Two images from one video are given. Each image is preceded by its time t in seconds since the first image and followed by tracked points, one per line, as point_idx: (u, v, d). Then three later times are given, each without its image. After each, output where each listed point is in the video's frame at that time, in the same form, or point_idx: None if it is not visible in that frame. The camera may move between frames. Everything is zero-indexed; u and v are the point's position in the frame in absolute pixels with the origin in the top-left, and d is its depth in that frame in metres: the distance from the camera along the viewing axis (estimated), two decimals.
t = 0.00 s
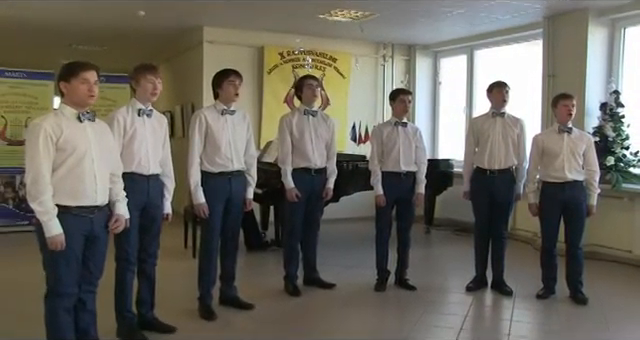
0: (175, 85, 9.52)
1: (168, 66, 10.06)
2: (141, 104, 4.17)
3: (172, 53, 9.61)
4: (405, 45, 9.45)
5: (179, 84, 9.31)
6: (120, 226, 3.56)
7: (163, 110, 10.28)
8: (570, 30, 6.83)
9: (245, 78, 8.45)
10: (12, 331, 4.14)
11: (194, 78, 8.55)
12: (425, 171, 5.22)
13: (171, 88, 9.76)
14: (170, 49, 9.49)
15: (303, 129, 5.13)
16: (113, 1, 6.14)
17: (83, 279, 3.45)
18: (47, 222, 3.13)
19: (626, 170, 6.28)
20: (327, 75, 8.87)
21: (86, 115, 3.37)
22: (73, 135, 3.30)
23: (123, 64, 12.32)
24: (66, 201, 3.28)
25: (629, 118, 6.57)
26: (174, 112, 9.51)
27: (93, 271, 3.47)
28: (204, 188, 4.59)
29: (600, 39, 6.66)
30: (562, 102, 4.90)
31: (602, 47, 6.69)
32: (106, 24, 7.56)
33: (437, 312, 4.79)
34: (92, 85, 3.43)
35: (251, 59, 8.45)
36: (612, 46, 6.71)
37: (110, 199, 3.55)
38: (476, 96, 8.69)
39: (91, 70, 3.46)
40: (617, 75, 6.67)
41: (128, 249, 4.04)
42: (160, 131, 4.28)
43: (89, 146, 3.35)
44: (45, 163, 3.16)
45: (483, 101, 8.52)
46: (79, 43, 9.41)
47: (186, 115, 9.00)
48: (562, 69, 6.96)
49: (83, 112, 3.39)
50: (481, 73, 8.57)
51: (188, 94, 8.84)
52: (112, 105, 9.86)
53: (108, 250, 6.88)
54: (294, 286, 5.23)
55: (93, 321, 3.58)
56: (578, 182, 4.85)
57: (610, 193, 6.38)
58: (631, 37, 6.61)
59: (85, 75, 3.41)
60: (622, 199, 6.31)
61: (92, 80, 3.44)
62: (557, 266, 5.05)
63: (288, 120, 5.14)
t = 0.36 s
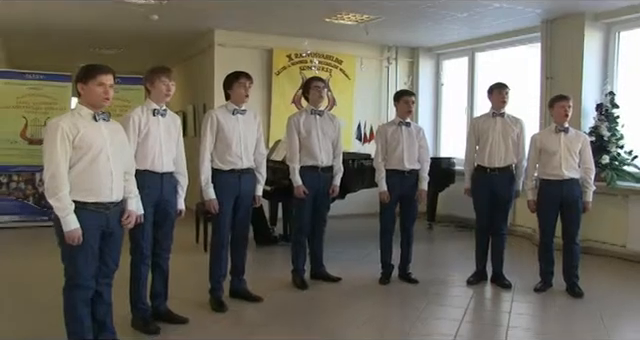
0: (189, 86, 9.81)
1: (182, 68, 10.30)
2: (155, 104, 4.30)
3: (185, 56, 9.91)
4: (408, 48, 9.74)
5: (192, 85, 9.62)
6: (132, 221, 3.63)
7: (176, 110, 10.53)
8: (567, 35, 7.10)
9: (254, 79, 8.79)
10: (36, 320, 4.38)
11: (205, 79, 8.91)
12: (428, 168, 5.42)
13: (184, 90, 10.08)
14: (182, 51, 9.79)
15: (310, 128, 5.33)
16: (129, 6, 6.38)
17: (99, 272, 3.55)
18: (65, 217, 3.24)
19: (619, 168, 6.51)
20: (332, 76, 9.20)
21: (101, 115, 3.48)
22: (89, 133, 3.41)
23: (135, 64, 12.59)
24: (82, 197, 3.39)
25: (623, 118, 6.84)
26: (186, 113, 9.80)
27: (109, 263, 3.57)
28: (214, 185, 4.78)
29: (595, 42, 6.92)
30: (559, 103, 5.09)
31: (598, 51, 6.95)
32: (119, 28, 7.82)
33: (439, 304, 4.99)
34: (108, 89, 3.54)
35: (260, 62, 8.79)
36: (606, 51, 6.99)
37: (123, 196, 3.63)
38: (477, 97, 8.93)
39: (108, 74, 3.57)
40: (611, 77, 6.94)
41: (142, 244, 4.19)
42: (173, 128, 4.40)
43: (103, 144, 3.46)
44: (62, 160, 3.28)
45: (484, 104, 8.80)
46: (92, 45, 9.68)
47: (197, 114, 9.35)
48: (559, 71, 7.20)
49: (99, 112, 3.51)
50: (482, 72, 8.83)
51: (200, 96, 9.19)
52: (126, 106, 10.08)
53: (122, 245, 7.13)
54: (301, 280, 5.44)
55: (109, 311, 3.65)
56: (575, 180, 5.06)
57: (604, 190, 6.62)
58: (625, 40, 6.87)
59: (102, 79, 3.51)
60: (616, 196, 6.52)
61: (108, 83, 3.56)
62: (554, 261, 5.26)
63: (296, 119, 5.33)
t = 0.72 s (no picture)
0: (196, 85, 10.07)
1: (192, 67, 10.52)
2: (165, 103, 4.44)
3: (192, 56, 10.16)
4: (408, 48, 9.97)
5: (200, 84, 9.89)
6: (144, 216, 3.78)
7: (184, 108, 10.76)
8: (561, 37, 7.34)
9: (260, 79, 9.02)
10: (55, 308, 4.61)
11: (213, 80, 9.18)
12: (427, 165, 5.66)
13: (193, 90, 10.40)
14: (190, 51, 10.08)
15: (314, 126, 5.55)
16: (139, 9, 6.61)
17: (112, 264, 3.72)
18: (79, 211, 3.34)
19: (610, 165, 6.73)
20: (335, 76, 9.42)
21: (113, 114, 3.59)
22: (101, 131, 3.52)
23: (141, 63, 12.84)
24: (95, 192, 3.50)
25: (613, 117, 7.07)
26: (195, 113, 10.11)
27: (121, 256, 3.73)
28: (222, 180, 4.99)
29: (588, 44, 7.18)
30: (553, 102, 5.30)
31: (589, 52, 7.20)
32: (128, 29, 8.03)
33: (438, 295, 5.21)
34: (120, 88, 3.62)
35: (265, 62, 9.02)
36: (598, 52, 7.23)
37: (135, 190, 3.76)
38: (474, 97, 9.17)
39: (119, 73, 3.64)
40: (603, 78, 7.18)
41: (152, 236, 4.35)
42: (183, 127, 4.56)
43: (115, 142, 3.57)
44: (75, 156, 3.38)
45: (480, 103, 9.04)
46: (100, 45, 9.91)
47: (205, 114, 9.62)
48: (553, 71, 7.47)
49: (110, 110, 3.61)
50: (480, 72, 9.06)
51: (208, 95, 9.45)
52: (137, 105, 10.30)
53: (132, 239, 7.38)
54: (305, 272, 5.67)
55: (121, 300, 3.88)
56: (567, 175, 5.27)
57: (597, 186, 6.85)
58: (615, 42, 7.12)
59: (114, 79, 3.60)
60: (608, 191, 6.75)
61: (120, 83, 3.63)
62: (548, 254, 5.48)
63: (299, 117, 5.56)
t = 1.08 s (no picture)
0: (200, 84, 10.32)
1: (196, 66, 10.75)
2: (171, 102, 4.65)
3: (197, 56, 10.41)
4: (405, 50, 10.20)
5: (204, 84, 10.14)
6: (149, 210, 3.96)
7: (188, 106, 11.00)
8: (552, 40, 7.58)
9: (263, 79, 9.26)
10: (69, 298, 4.85)
11: (216, 80, 9.44)
12: (423, 162, 5.89)
13: (197, 89, 10.66)
14: (193, 51, 10.34)
15: (314, 125, 5.77)
16: (146, 12, 6.84)
17: (121, 256, 3.95)
18: (89, 206, 3.55)
19: (597, 162, 6.98)
20: (335, 76, 9.65)
21: (121, 112, 3.78)
22: (110, 130, 3.71)
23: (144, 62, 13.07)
24: (104, 188, 3.70)
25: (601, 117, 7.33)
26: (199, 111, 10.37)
27: (128, 249, 3.95)
28: (225, 176, 5.22)
29: (576, 47, 7.45)
30: (543, 102, 5.53)
31: (578, 55, 7.46)
32: (134, 31, 8.26)
33: (432, 287, 5.44)
34: (128, 87, 3.84)
35: (267, 63, 9.26)
36: (587, 55, 7.50)
37: (141, 187, 3.94)
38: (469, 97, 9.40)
39: (127, 74, 3.86)
40: (591, 80, 7.44)
41: (159, 231, 4.57)
42: (188, 126, 4.77)
43: (123, 140, 3.76)
44: (85, 154, 3.58)
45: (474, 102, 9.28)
46: (106, 46, 10.15)
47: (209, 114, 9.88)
48: (544, 72, 7.74)
49: (119, 109, 3.80)
50: (474, 73, 9.29)
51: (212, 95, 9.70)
52: (145, 104, 10.54)
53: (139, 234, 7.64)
54: (305, 265, 5.91)
55: (129, 291, 4.11)
56: (557, 172, 5.50)
57: (587, 182, 7.10)
58: (602, 45, 7.39)
59: (123, 79, 3.82)
60: (597, 188, 7.01)
61: (128, 83, 3.85)
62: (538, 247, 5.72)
63: (300, 115, 5.77)
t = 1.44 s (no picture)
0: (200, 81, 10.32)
1: (196, 64, 10.75)
2: (171, 100, 4.65)
3: (196, 54, 10.41)
4: (405, 48, 10.20)
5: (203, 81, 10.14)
6: (149, 207, 3.95)
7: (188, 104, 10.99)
8: (552, 38, 7.57)
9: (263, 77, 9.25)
10: (70, 296, 4.86)
11: (216, 77, 9.43)
12: (423, 160, 5.88)
13: (196, 87, 10.66)
14: (193, 48, 10.32)
15: (314, 123, 5.77)
16: (146, 10, 6.83)
17: (120, 254, 3.95)
18: (89, 204, 3.55)
19: (596, 159, 7.05)
20: (335, 74, 9.65)
21: (121, 110, 3.78)
22: (109, 128, 3.71)
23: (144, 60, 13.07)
24: (104, 185, 3.69)
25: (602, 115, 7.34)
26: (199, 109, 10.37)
27: (128, 247, 3.95)
28: (225, 174, 5.22)
29: (576, 45, 7.45)
30: (543, 99, 5.53)
31: (578, 52, 7.46)
32: (134, 29, 8.26)
33: (431, 285, 5.45)
34: (128, 83, 3.84)
35: (267, 61, 9.25)
36: (587, 53, 7.49)
37: (141, 184, 3.95)
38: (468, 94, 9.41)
39: (126, 70, 3.86)
40: (591, 78, 7.44)
41: (159, 229, 4.57)
42: (189, 124, 4.77)
43: (123, 137, 3.76)
44: (84, 153, 3.58)
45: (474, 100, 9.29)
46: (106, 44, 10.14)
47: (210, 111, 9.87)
48: (544, 71, 7.73)
49: (119, 107, 3.80)
50: (474, 71, 9.29)
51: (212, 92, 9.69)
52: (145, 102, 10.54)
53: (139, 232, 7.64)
54: (305, 262, 5.91)
55: (129, 289, 4.11)
56: (557, 170, 5.50)
57: (586, 180, 7.11)
58: (602, 43, 7.39)
59: (122, 75, 3.82)
60: (597, 186, 7.02)
61: (128, 79, 3.85)
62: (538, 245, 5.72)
63: (300, 114, 5.78)
